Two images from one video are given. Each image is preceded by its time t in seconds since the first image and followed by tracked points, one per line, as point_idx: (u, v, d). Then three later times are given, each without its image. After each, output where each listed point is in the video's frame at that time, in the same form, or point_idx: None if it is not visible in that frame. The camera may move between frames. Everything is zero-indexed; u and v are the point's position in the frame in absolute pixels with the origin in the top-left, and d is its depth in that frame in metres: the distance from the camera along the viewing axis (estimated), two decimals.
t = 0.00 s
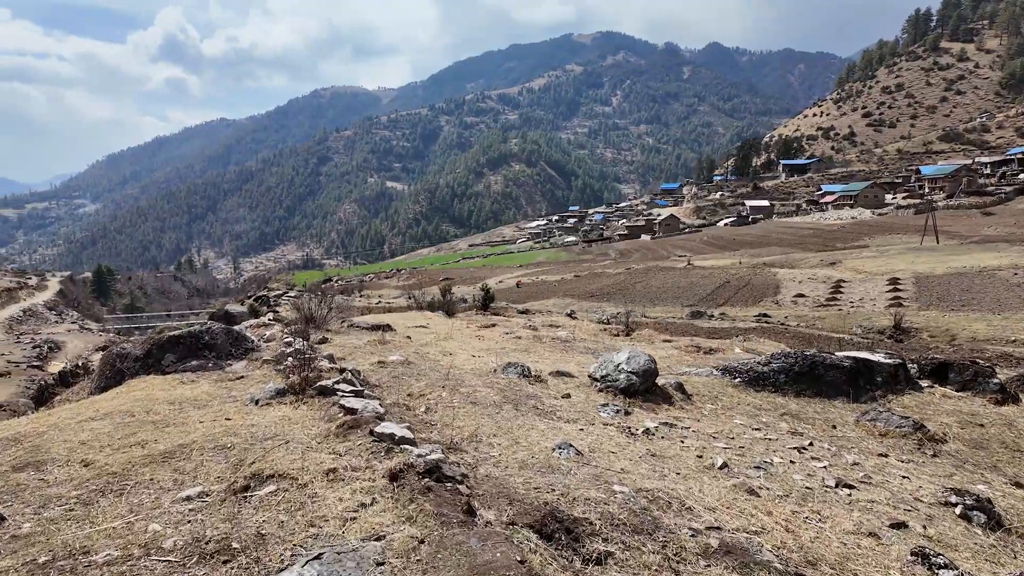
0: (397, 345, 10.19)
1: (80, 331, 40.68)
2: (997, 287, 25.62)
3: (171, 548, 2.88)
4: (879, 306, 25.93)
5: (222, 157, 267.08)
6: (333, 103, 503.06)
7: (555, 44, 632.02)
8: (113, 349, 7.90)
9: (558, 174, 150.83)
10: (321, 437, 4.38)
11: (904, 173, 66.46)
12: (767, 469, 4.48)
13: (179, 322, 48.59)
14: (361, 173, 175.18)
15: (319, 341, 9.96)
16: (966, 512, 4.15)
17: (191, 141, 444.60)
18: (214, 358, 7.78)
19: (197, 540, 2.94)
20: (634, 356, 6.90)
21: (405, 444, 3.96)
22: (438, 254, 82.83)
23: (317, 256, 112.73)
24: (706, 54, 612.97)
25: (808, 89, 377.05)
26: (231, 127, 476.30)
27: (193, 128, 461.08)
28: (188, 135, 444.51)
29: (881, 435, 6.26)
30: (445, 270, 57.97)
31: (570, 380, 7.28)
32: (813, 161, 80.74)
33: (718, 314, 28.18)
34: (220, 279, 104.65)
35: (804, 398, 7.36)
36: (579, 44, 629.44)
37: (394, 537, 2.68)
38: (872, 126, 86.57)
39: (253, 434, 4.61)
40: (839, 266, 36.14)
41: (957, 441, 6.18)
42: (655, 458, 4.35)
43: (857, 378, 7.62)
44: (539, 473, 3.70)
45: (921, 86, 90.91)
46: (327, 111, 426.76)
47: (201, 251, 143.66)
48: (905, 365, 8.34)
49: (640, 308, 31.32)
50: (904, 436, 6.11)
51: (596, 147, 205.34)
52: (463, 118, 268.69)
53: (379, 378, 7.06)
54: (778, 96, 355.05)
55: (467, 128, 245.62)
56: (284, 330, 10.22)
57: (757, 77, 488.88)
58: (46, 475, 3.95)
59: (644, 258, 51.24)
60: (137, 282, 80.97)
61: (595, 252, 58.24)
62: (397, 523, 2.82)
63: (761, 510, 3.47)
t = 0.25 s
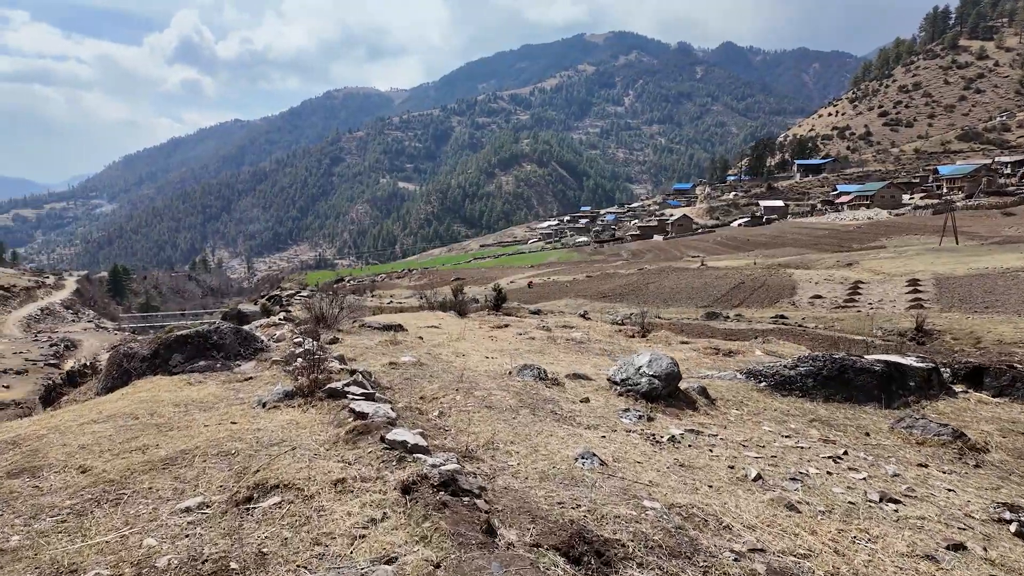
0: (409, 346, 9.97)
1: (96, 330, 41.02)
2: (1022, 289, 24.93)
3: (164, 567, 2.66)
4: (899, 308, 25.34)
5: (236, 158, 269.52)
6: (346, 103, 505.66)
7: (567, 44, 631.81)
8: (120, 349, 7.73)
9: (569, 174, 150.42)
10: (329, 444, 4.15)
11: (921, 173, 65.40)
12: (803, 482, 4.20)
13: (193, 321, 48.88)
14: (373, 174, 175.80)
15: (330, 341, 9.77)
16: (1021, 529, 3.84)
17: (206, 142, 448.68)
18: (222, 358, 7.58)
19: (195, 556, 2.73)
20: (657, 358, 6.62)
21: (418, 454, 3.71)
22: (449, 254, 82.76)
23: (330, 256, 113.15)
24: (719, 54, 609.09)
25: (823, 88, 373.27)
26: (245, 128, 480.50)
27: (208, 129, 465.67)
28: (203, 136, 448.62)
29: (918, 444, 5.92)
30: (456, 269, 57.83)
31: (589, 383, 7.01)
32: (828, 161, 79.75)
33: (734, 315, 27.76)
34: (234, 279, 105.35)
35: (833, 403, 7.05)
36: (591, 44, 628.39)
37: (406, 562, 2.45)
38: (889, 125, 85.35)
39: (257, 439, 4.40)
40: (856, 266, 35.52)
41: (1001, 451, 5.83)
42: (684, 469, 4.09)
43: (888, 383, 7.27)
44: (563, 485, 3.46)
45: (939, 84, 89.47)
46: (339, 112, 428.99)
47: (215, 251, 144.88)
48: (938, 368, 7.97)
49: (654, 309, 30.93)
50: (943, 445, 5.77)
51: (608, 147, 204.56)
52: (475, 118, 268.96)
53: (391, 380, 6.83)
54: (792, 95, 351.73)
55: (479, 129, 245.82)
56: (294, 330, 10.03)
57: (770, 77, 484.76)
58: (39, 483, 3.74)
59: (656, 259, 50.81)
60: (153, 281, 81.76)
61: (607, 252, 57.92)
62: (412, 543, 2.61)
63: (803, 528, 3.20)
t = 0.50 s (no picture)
0: (416, 349, 9.75)
1: (105, 329, 41.16)
2: None
3: None
4: (912, 309, 24.90)
5: (245, 158, 270.72)
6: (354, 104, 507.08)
7: (574, 44, 630.99)
8: (119, 352, 7.54)
9: (576, 174, 150.01)
10: (328, 458, 3.90)
11: (932, 173, 64.67)
12: (834, 500, 3.94)
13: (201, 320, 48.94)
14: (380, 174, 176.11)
15: (335, 343, 9.55)
16: None
17: (215, 142, 450.98)
18: (223, 362, 7.37)
19: None
20: (672, 364, 6.36)
21: (424, 470, 3.49)
22: (456, 254, 82.61)
23: (337, 256, 113.31)
24: (728, 53, 606.30)
25: (832, 87, 370.55)
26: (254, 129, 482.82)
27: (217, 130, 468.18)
28: (212, 136, 450.99)
29: (949, 455, 5.62)
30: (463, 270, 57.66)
31: (602, 389, 6.76)
32: (837, 160, 79.03)
33: (744, 316, 27.41)
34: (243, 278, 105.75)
35: (858, 411, 6.75)
36: (598, 44, 627.26)
37: None
38: (899, 125, 84.48)
39: (256, 452, 4.16)
40: (867, 267, 35.04)
41: None
42: (708, 486, 3.86)
43: (915, 390, 6.96)
44: (580, 509, 3.23)
45: (951, 83, 88.47)
46: (347, 113, 430.11)
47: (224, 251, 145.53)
48: (964, 375, 7.64)
49: (663, 310, 30.59)
50: (976, 457, 5.46)
51: (615, 147, 203.95)
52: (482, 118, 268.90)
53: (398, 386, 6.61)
54: (801, 94, 349.44)
55: (486, 129, 245.80)
56: (298, 331, 9.83)
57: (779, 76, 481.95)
58: (25, 497, 3.54)
59: (664, 259, 50.43)
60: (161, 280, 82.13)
61: (614, 253, 57.60)
62: None
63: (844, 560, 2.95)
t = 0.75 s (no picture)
0: (420, 351, 9.50)
1: (112, 329, 41.21)
2: None
3: None
4: (924, 310, 24.45)
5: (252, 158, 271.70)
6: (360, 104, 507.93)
7: (580, 44, 630.22)
8: (112, 354, 7.33)
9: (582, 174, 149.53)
10: (318, 469, 3.67)
11: (941, 172, 63.98)
12: (863, 515, 3.68)
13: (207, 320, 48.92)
14: (386, 174, 176.25)
15: (336, 344, 9.31)
16: None
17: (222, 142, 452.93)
18: (220, 364, 7.15)
19: None
20: (686, 366, 6.09)
21: (422, 483, 3.25)
22: (461, 254, 82.42)
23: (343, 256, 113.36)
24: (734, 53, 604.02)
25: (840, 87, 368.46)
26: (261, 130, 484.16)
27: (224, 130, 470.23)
28: (218, 137, 452.66)
29: (978, 465, 5.31)
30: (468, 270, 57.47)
31: (610, 394, 6.49)
32: (845, 160, 78.37)
33: (752, 317, 27.04)
34: (249, 278, 105.92)
35: (879, 418, 6.43)
36: (604, 44, 626.19)
37: None
38: (907, 124, 83.73)
39: (244, 460, 3.92)
40: (876, 267, 34.58)
41: None
42: (728, 500, 3.61)
43: (940, 395, 6.62)
44: (593, 530, 2.96)
45: (960, 82, 87.60)
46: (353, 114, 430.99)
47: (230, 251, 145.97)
48: (990, 379, 7.30)
49: (670, 310, 30.27)
50: (1010, 468, 5.12)
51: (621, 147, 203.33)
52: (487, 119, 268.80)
53: (403, 389, 6.38)
54: (807, 93, 347.56)
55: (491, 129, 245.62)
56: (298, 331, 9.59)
57: (786, 76, 479.48)
58: None
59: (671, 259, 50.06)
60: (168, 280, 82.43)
61: (620, 252, 57.31)
62: None
63: None
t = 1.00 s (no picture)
0: (430, 354, 9.22)
1: (125, 329, 41.47)
2: None
3: None
4: (944, 313, 23.86)
5: (263, 160, 273.51)
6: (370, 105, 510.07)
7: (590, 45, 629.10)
8: (112, 357, 7.12)
9: (591, 175, 149.00)
10: (319, 485, 3.40)
11: (957, 173, 62.97)
12: (911, 542, 3.37)
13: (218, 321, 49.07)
14: (396, 176, 176.71)
15: (343, 348, 9.06)
16: None
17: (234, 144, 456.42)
18: (222, 368, 6.90)
19: None
20: (709, 373, 5.77)
21: (429, 505, 2.98)
22: (471, 255, 82.29)
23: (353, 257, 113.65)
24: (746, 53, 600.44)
25: (853, 87, 364.79)
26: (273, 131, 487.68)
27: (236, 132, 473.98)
28: (231, 138, 456.41)
29: None
30: (478, 270, 57.30)
31: (628, 402, 6.20)
32: (859, 160, 77.40)
33: (766, 320, 26.58)
34: (260, 279, 106.43)
35: (914, 429, 6.06)
36: (614, 45, 624.84)
37: None
38: (922, 124, 82.58)
39: (239, 476, 3.65)
40: (891, 269, 33.98)
41: None
42: (765, 526, 3.30)
43: (979, 405, 6.23)
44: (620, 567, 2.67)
45: (976, 81, 86.26)
46: (364, 116, 432.70)
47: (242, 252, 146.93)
48: None
49: (682, 313, 29.86)
50: None
51: (631, 148, 202.53)
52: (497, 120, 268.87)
53: (412, 396, 6.12)
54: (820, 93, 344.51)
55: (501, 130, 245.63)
56: (304, 333, 9.34)
57: (798, 76, 475.60)
58: None
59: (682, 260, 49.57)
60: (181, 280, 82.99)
61: (630, 254, 56.89)
62: None
63: None
